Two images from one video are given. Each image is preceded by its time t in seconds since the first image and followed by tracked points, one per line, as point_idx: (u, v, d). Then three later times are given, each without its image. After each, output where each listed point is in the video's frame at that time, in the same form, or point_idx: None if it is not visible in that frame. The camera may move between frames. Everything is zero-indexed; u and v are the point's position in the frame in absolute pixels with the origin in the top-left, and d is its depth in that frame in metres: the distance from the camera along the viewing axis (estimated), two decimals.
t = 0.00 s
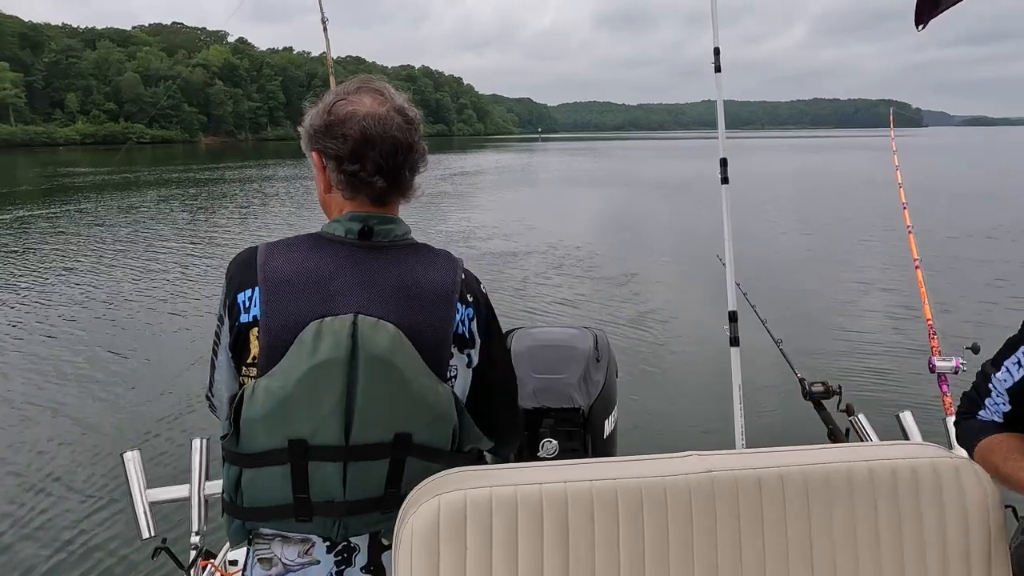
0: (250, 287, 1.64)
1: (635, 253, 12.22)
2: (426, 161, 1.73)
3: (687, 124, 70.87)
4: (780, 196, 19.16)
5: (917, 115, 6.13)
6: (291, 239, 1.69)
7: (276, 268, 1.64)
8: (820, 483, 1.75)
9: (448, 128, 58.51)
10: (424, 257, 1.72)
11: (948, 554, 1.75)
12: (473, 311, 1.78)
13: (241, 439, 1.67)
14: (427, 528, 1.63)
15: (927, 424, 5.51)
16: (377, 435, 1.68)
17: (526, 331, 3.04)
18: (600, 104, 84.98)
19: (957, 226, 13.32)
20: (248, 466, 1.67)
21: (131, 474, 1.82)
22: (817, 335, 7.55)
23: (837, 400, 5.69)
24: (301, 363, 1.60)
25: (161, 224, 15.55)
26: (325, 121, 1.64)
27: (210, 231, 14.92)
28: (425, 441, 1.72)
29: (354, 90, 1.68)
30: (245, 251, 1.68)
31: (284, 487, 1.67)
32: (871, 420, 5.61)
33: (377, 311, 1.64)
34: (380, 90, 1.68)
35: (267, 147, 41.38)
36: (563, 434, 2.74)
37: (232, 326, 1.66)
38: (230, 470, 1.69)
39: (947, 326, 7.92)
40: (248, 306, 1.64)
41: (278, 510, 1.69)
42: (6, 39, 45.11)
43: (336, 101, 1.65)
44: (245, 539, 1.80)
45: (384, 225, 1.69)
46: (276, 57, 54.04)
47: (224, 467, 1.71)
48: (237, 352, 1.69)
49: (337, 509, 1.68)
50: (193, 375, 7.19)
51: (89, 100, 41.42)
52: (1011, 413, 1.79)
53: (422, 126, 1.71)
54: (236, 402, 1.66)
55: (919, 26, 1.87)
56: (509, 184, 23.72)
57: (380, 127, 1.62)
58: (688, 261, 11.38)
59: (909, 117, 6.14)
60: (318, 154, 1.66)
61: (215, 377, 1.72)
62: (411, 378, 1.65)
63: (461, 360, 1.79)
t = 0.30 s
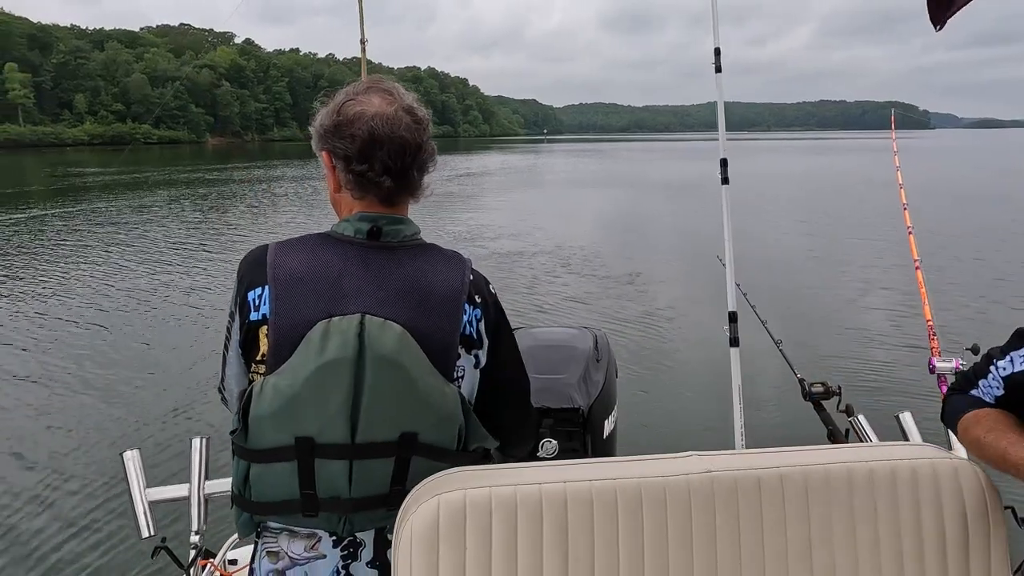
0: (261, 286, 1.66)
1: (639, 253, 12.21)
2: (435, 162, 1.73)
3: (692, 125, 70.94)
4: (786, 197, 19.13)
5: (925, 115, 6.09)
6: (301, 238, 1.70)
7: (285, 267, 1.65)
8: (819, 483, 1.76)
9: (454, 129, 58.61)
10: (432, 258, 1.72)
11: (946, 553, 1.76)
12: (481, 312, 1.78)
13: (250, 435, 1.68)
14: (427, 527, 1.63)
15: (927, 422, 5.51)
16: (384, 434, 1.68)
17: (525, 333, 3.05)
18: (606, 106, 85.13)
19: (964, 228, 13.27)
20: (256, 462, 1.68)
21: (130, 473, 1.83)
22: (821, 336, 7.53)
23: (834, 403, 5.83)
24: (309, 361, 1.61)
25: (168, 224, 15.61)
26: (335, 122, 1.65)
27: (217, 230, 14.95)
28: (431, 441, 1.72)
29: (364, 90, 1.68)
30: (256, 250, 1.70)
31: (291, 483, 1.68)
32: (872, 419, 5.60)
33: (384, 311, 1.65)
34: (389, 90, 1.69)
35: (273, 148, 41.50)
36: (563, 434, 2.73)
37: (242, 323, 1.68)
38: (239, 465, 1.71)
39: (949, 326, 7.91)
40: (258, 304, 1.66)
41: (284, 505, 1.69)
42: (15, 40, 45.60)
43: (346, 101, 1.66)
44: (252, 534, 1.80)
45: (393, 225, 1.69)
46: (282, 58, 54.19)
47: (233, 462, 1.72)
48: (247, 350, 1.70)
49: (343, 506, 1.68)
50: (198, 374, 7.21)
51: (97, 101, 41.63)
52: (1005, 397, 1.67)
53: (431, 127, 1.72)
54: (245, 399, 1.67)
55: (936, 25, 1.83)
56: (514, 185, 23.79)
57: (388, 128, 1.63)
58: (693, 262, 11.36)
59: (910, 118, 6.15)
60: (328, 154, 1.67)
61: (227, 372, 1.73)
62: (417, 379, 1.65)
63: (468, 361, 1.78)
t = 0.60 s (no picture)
0: (270, 283, 1.66)
1: (643, 253, 12.21)
2: (441, 163, 1.73)
3: (697, 125, 70.77)
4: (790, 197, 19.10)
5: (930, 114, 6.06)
6: (310, 237, 1.71)
7: (295, 265, 1.65)
8: (820, 482, 1.76)
9: (458, 129, 58.71)
10: (439, 257, 1.72)
11: (947, 552, 1.76)
12: (488, 310, 1.78)
13: (258, 432, 1.68)
14: (429, 527, 1.63)
15: (926, 421, 5.48)
16: (392, 431, 1.68)
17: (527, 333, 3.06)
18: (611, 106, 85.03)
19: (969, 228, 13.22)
20: (264, 459, 1.68)
21: (131, 475, 1.84)
22: (825, 336, 7.51)
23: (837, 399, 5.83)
24: (318, 358, 1.61)
25: (172, 223, 15.67)
26: (341, 123, 1.65)
27: (222, 229, 15.01)
28: (438, 438, 1.73)
29: (370, 92, 1.69)
30: (265, 248, 1.70)
31: (299, 480, 1.68)
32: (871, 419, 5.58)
33: (392, 309, 1.65)
34: (395, 92, 1.69)
35: (278, 148, 41.63)
36: (564, 434, 2.73)
37: (251, 320, 1.68)
38: (246, 462, 1.71)
39: (952, 325, 7.88)
40: (267, 302, 1.66)
41: (292, 503, 1.70)
42: (23, 40, 45.97)
43: (353, 103, 1.67)
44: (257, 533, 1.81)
45: (401, 224, 1.70)
46: (288, 58, 54.37)
47: (240, 460, 1.73)
48: (255, 347, 1.70)
49: (351, 502, 1.69)
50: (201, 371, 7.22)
51: (103, 101, 41.85)
52: (995, 391, 1.65)
53: (437, 128, 1.72)
54: (254, 396, 1.67)
55: (941, 22, 1.81)
56: (518, 185, 23.79)
57: (392, 130, 1.63)
58: (696, 262, 11.35)
59: (911, 117, 6.14)
60: (335, 156, 1.68)
61: (232, 371, 1.73)
62: (426, 376, 1.66)
63: (475, 358, 1.79)
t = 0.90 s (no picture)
0: (267, 280, 1.66)
1: (646, 252, 12.20)
2: (436, 164, 1.74)
3: (701, 125, 70.61)
4: (794, 196, 19.05)
5: (935, 113, 6.03)
6: (306, 235, 1.71)
7: (291, 262, 1.66)
8: (820, 479, 1.76)
9: (462, 129, 58.74)
10: (435, 254, 1.73)
11: (950, 551, 1.76)
12: (483, 307, 1.80)
13: (255, 430, 1.68)
14: (429, 526, 1.63)
15: (925, 419, 5.47)
16: (391, 425, 1.69)
17: (528, 332, 3.09)
18: (616, 104, 84.92)
19: (974, 227, 13.16)
20: (262, 457, 1.68)
21: (132, 476, 1.85)
22: (827, 334, 7.49)
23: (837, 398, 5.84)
24: (316, 351, 1.61)
25: (178, 221, 15.72)
26: (338, 124, 1.66)
27: (226, 228, 15.05)
28: (437, 432, 1.74)
29: (365, 94, 1.69)
30: (261, 246, 1.71)
31: (298, 478, 1.68)
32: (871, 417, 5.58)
33: (390, 303, 1.66)
34: (390, 94, 1.69)
35: (283, 147, 41.70)
36: (564, 434, 2.76)
37: (249, 317, 1.68)
38: (244, 462, 1.71)
39: (954, 324, 7.85)
40: (264, 298, 1.66)
41: (290, 501, 1.70)
42: (30, 41, 46.37)
43: (349, 105, 1.67)
44: (256, 537, 1.81)
45: (397, 221, 1.71)
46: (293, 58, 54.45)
47: (237, 460, 1.72)
48: (252, 345, 1.70)
49: (349, 500, 1.69)
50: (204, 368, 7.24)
51: (109, 100, 42.03)
52: (980, 382, 1.61)
53: (433, 130, 1.72)
54: (251, 391, 1.67)
55: (925, 21, 1.81)
56: (523, 183, 23.80)
57: (386, 131, 1.63)
58: (700, 261, 11.34)
59: (913, 116, 6.13)
60: (329, 157, 1.69)
61: (229, 371, 1.73)
62: (424, 370, 1.66)
63: (471, 353, 1.81)
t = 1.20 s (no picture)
0: (252, 284, 1.64)
1: (649, 251, 12.16)
2: (412, 164, 1.75)
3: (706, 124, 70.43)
4: (799, 195, 18.98)
5: (941, 112, 5.98)
6: (287, 238, 1.70)
7: (276, 264, 1.64)
8: (819, 480, 1.76)
9: (466, 128, 58.71)
10: (420, 247, 1.74)
11: (951, 550, 1.76)
12: (469, 296, 1.82)
13: (249, 434, 1.66)
14: (430, 526, 1.63)
15: (928, 420, 5.45)
16: (389, 417, 1.69)
17: (527, 331, 3.08)
18: (622, 103, 84.71)
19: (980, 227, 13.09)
20: (260, 459, 1.67)
21: (132, 477, 1.86)
22: (831, 334, 7.46)
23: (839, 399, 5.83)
24: (309, 348, 1.60)
25: (182, 221, 15.73)
26: (313, 129, 1.66)
27: (231, 227, 15.05)
28: (434, 422, 1.75)
29: (339, 98, 1.69)
30: (242, 252, 1.69)
31: (299, 478, 1.69)
32: (873, 417, 5.55)
33: (383, 295, 1.66)
34: (364, 97, 1.70)
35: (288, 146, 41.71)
36: (564, 434, 2.76)
37: (235, 321, 1.65)
38: (239, 470, 1.69)
39: (959, 324, 7.81)
40: (251, 301, 1.64)
41: (290, 503, 1.71)
42: (35, 40, 46.56)
43: (324, 109, 1.67)
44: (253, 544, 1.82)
45: (379, 219, 1.71)
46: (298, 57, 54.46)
47: (230, 468, 1.70)
48: (239, 350, 1.68)
49: (353, 497, 1.71)
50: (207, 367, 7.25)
51: (115, 100, 42.13)
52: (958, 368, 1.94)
53: (409, 130, 1.73)
54: (244, 395, 1.65)
55: (920, 22, 2.02)
56: (526, 182, 23.76)
57: (363, 133, 1.64)
58: (703, 260, 11.30)
59: (917, 116, 6.11)
60: (307, 161, 1.69)
61: (212, 384, 1.70)
62: (419, 361, 1.67)
63: (460, 344, 1.82)
